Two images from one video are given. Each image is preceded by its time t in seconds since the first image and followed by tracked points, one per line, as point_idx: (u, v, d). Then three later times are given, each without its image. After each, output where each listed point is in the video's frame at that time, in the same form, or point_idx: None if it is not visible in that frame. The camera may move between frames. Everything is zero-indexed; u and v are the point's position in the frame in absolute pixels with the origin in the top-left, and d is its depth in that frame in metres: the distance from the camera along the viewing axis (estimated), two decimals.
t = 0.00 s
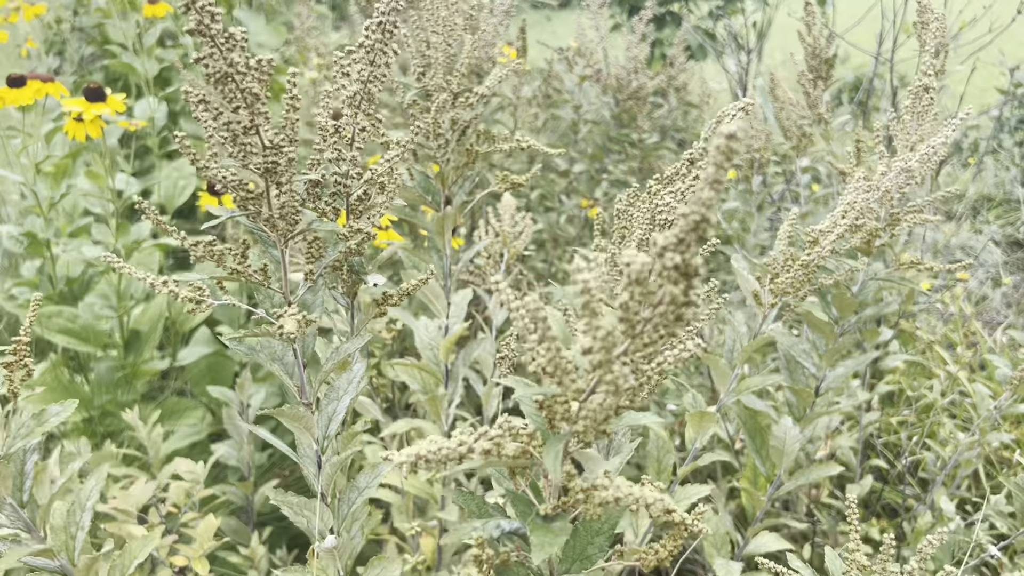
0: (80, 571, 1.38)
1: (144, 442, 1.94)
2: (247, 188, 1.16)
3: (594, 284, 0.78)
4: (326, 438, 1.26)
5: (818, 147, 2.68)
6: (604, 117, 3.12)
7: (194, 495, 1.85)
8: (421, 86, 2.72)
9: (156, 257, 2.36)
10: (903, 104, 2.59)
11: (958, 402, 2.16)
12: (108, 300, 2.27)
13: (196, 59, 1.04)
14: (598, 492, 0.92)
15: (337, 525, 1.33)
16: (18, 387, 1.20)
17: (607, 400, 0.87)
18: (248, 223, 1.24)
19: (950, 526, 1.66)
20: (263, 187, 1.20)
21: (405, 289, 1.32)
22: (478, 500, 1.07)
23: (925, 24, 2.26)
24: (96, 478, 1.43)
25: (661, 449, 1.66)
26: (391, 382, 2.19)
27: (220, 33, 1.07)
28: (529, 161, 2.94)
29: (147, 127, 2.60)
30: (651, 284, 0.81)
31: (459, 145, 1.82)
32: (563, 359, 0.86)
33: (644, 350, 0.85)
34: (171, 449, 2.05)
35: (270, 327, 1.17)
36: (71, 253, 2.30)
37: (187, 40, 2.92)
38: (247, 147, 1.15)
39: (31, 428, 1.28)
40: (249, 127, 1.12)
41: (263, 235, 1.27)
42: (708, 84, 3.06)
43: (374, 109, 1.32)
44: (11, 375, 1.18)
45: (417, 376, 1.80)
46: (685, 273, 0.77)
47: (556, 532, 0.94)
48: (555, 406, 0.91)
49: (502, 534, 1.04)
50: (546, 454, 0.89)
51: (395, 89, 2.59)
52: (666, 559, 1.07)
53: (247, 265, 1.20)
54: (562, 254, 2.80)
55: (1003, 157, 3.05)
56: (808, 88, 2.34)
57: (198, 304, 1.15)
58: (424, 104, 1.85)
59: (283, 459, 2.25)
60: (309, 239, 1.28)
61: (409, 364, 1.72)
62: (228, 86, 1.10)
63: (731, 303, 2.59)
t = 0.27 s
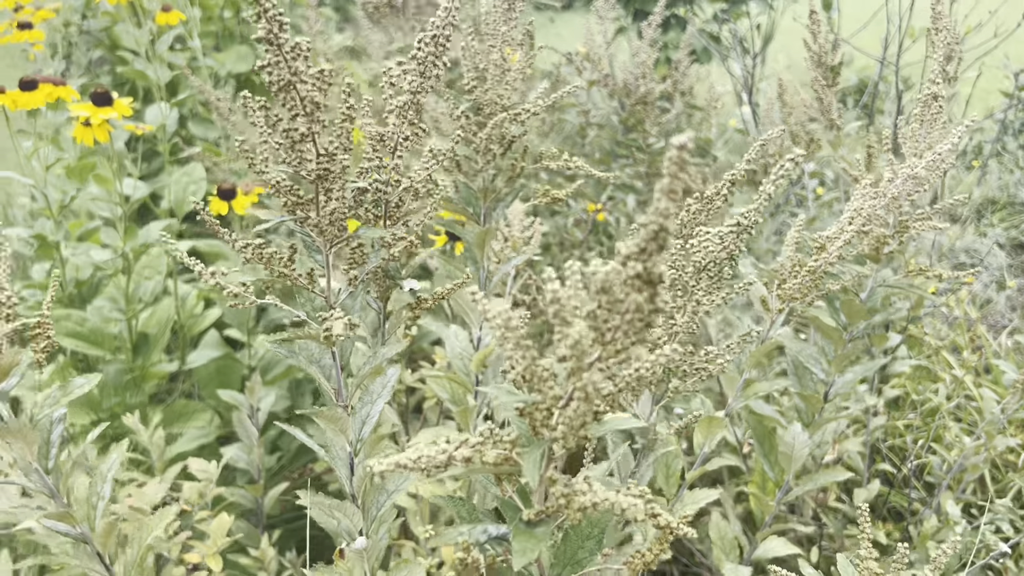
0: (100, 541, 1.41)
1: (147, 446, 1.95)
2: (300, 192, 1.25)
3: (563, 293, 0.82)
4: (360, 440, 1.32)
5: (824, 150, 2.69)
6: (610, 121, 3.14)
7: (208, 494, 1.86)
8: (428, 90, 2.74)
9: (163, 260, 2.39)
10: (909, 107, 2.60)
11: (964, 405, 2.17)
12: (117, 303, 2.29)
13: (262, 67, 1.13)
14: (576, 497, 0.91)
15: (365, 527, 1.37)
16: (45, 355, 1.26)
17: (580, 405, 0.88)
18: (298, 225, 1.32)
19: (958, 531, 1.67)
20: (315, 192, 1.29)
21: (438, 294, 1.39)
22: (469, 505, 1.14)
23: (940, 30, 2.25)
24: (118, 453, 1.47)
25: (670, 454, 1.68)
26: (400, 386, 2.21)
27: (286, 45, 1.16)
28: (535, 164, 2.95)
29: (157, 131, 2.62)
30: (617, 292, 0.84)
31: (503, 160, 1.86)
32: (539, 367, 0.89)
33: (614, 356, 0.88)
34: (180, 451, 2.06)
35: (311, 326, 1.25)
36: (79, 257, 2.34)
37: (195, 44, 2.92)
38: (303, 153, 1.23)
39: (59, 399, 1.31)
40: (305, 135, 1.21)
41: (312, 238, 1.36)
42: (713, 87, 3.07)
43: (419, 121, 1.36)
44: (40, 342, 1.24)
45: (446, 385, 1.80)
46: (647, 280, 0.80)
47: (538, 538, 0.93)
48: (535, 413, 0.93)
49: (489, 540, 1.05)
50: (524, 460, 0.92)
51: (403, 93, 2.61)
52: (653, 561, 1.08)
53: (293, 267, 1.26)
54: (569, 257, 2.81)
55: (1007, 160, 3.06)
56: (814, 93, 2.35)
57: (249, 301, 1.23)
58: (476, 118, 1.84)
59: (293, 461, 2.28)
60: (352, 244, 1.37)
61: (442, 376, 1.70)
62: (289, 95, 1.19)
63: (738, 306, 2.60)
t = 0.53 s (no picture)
0: (142, 516, 1.45)
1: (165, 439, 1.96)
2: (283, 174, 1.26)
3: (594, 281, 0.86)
4: (350, 420, 1.35)
5: (828, 152, 2.69)
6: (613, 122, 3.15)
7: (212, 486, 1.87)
8: (433, 91, 2.75)
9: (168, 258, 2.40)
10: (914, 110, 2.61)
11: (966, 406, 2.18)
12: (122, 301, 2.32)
13: (243, 50, 1.15)
14: (600, 479, 0.96)
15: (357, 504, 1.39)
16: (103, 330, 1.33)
17: (607, 387, 0.94)
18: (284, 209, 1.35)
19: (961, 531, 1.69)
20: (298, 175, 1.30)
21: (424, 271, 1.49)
22: (490, 490, 1.13)
23: (936, 31, 2.28)
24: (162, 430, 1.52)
25: (680, 454, 1.66)
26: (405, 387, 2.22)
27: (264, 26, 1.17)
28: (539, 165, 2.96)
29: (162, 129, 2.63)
30: (647, 279, 0.88)
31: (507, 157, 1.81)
32: (566, 352, 0.94)
33: (642, 342, 0.92)
34: (190, 447, 2.08)
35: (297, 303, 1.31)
36: (83, 254, 2.39)
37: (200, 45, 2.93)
38: (285, 135, 1.25)
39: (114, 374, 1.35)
40: (286, 116, 1.23)
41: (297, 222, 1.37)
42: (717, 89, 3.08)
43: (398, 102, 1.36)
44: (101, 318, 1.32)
45: (449, 382, 1.79)
46: (678, 267, 0.84)
47: (561, 519, 0.98)
48: (561, 398, 0.97)
49: (511, 523, 1.09)
50: (551, 442, 0.98)
51: (408, 94, 2.62)
52: (672, 545, 1.04)
53: (280, 247, 1.31)
54: (572, 257, 2.82)
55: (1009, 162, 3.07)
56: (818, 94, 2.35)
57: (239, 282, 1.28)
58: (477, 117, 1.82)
59: (297, 459, 2.31)
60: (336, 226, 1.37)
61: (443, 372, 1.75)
62: (271, 77, 1.20)
63: (741, 307, 2.61)
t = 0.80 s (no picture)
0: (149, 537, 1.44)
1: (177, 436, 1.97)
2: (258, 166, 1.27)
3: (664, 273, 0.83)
4: (334, 410, 1.36)
5: (828, 155, 2.70)
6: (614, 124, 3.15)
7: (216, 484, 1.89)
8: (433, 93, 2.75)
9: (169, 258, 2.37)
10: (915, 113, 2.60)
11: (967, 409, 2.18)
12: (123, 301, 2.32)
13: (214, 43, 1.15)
14: (654, 472, 0.95)
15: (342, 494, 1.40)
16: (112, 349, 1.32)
17: (671, 383, 0.91)
18: (262, 202, 1.35)
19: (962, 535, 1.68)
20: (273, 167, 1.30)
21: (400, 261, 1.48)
22: (530, 483, 1.11)
23: (933, 33, 2.27)
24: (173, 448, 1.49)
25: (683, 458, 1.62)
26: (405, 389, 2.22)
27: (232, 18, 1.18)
28: (540, 167, 2.96)
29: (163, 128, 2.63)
30: (717, 275, 0.84)
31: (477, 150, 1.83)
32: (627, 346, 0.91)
33: (706, 339, 0.88)
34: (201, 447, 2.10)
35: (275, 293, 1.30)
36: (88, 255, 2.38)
37: (200, 45, 2.93)
38: (258, 126, 1.25)
39: (121, 394, 1.34)
40: (259, 107, 1.23)
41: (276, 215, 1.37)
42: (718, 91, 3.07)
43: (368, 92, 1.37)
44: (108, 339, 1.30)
45: (432, 380, 1.83)
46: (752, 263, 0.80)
47: (612, 510, 0.96)
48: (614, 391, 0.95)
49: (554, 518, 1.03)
50: (606, 436, 0.93)
51: (407, 96, 2.62)
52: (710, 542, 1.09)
53: (259, 239, 1.31)
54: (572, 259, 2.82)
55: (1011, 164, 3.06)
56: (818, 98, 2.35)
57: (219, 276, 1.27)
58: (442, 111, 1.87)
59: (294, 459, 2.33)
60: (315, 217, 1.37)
61: (426, 368, 1.76)
62: (243, 70, 1.21)
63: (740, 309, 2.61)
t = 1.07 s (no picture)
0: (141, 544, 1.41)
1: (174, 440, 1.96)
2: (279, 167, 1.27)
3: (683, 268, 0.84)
4: (347, 411, 1.38)
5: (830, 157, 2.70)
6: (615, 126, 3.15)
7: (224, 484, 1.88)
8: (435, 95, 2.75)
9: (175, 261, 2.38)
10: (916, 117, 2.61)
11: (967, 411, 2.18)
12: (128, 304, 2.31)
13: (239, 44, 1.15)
14: (667, 468, 0.98)
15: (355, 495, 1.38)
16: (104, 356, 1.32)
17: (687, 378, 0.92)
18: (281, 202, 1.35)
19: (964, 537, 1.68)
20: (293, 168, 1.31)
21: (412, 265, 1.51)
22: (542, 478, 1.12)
23: (940, 37, 2.28)
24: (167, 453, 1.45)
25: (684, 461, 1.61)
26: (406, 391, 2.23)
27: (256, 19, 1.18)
28: (541, 170, 2.96)
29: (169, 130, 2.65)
30: (736, 271, 0.86)
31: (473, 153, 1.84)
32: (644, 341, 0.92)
33: (724, 334, 0.89)
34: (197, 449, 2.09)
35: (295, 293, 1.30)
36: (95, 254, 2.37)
37: (203, 48, 2.94)
38: (280, 128, 1.25)
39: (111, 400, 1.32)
40: (282, 109, 1.23)
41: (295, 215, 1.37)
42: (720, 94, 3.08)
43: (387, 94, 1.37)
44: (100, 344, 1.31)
45: (431, 382, 1.82)
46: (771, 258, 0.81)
47: (628, 505, 0.97)
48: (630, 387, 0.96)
49: (568, 513, 1.08)
50: (622, 431, 0.93)
51: (409, 98, 2.62)
52: (721, 539, 1.12)
53: (279, 240, 1.31)
54: (574, 261, 2.83)
55: (1012, 168, 3.07)
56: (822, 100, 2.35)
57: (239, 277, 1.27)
58: (440, 114, 1.88)
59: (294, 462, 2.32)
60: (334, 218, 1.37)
61: (424, 369, 1.75)
62: (267, 70, 1.20)
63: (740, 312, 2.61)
